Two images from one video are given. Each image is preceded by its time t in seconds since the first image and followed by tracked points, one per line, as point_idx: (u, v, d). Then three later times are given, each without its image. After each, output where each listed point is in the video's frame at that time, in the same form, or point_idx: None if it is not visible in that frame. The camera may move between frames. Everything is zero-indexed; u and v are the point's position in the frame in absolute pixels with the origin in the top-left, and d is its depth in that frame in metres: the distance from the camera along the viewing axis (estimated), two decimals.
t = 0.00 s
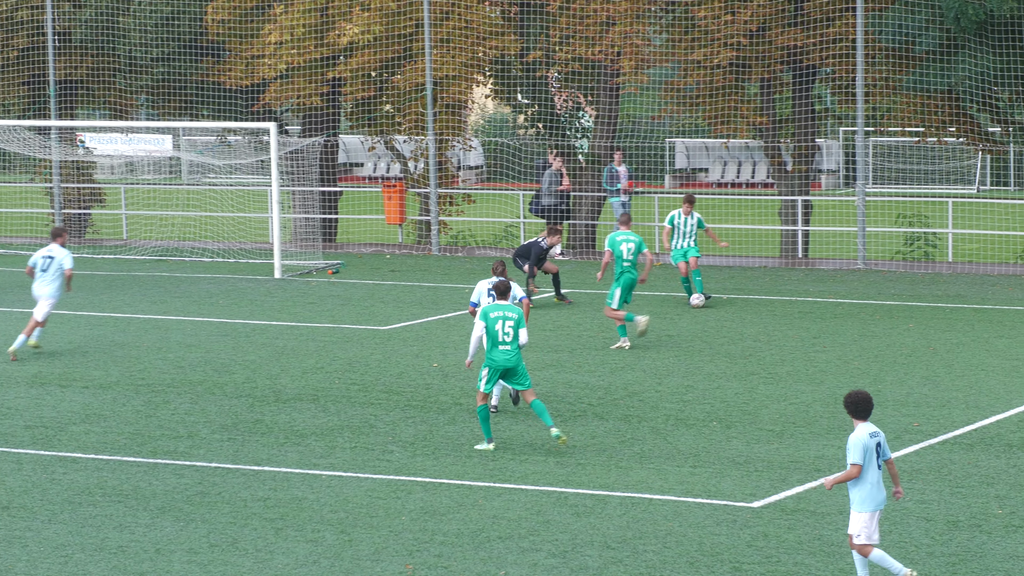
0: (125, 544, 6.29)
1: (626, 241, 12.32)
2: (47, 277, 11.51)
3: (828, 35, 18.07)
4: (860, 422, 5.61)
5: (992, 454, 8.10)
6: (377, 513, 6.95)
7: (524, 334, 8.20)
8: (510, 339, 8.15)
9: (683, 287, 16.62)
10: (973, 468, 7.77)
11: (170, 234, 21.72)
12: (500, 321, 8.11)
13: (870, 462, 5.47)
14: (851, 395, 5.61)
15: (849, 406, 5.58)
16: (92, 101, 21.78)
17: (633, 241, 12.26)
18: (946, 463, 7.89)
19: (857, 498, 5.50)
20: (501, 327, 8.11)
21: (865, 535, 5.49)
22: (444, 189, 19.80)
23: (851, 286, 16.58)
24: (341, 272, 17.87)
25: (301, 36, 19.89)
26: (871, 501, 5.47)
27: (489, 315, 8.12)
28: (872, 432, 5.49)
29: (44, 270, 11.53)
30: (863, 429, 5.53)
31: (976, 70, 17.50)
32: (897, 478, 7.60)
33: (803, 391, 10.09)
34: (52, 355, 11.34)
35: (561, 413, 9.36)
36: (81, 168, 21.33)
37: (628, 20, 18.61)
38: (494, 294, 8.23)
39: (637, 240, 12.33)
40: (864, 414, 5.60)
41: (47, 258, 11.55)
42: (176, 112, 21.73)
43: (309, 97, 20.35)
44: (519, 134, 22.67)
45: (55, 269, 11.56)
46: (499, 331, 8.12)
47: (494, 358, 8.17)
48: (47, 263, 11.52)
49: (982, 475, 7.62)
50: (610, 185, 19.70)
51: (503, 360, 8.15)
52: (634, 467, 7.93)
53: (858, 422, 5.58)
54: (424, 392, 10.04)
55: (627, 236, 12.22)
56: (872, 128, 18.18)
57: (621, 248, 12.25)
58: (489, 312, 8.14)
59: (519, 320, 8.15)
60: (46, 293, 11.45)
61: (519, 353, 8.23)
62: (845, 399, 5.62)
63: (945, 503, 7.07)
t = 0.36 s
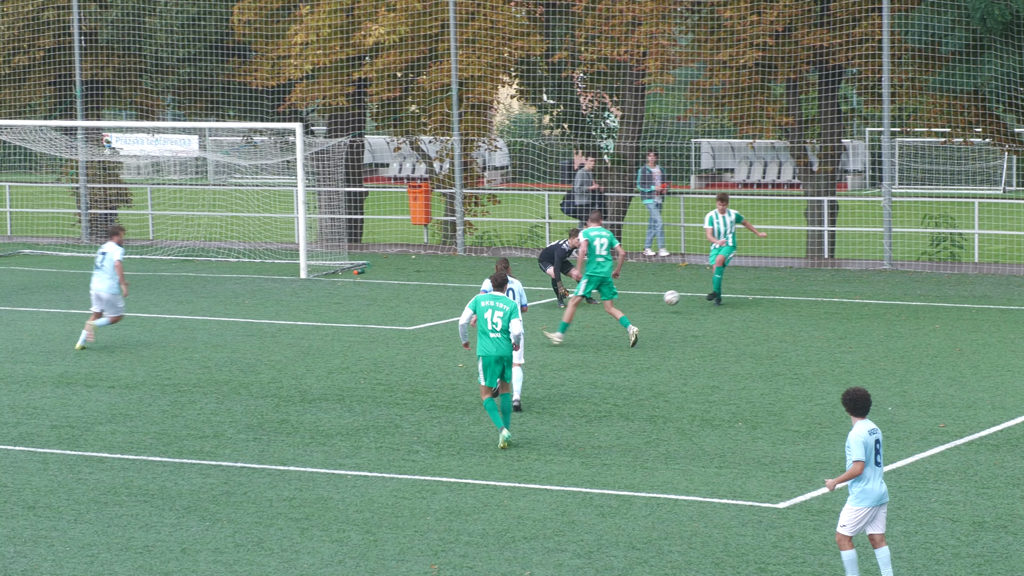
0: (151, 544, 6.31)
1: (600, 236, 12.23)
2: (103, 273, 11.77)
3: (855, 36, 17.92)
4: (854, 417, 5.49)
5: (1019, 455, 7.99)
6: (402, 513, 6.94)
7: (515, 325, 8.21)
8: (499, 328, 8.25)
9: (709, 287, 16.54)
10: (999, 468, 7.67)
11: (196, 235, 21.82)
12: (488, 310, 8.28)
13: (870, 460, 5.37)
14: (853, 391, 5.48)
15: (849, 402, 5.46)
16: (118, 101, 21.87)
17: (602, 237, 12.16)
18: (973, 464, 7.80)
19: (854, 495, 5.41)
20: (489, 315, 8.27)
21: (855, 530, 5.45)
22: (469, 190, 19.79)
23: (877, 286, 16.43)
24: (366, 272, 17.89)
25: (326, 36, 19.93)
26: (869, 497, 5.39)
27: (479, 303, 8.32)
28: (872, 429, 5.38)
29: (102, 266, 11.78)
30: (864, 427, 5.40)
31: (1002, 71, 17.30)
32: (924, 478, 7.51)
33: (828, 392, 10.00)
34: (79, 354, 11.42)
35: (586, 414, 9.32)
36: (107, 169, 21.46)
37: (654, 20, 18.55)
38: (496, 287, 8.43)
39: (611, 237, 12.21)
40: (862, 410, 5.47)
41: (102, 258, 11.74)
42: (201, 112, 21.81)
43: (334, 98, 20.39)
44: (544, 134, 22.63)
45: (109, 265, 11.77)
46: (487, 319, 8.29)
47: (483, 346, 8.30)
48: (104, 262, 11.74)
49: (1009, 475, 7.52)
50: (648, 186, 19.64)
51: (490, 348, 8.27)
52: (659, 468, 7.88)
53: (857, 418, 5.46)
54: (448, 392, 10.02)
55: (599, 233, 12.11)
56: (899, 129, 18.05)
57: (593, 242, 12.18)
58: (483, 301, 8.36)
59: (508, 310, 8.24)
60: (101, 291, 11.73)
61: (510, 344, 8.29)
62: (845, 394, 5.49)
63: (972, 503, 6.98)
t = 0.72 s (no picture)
0: (179, 543, 6.33)
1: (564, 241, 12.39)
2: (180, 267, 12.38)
3: (883, 35, 17.81)
4: (846, 422, 5.58)
5: None
6: (429, 512, 6.92)
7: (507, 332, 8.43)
8: (493, 334, 8.35)
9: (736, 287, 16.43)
10: None
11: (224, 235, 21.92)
12: (483, 316, 8.36)
13: (861, 464, 5.45)
14: (844, 396, 5.57)
15: (842, 406, 5.54)
16: (146, 101, 22.10)
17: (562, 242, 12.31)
18: (1002, 465, 7.69)
19: (846, 498, 5.46)
20: (485, 321, 8.34)
21: (845, 532, 5.50)
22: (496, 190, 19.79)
23: (905, 286, 16.28)
24: (393, 272, 17.90)
25: (353, 36, 19.96)
26: (859, 501, 5.45)
27: (473, 310, 8.38)
28: (864, 433, 5.46)
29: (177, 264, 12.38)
30: (855, 430, 5.48)
31: None
32: (954, 479, 7.41)
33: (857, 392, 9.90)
34: (108, 353, 11.49)
35: (613, 414, 9.27)
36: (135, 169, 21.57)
37: (681, 20, 18.47)
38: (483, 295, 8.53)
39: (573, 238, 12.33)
40: (855, 415, 5.55)
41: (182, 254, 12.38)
42: (229, 111, 21.88)
43: (361, 97, 20.46)
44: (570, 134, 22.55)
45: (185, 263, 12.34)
46: (481, 325, 8.34)
47: (475, 351, 8.33)
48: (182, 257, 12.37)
49: None
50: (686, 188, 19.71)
51: (484, 354, 8.31)
52: (687, 468, 7.82)
53: (849, 423, 5.54)
54: (475, 392, 10.00)
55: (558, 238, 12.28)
56: (925, 129, 17.88)
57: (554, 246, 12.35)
58: (475, 308, 8.42)
59: (503, 317, 8.40)
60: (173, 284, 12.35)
61: (500, 351, 8.40)
62: (837, 399, 5.57)
63: (1001, 504, 6.88)
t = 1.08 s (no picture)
0: (208, 541, 6.35)
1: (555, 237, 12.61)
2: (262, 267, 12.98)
3: (913, 35, 17.58)
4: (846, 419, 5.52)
5: None
6: (458, 512, 6.91)
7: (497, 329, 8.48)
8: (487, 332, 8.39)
9: (765, 287, 16.32)
10: None
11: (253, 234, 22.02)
12: (474, 314, 8.40)
13: (860, 461, 5.41)
14: (844, 392, 5.51)
15: (840, 402, 5.49)
16: (176, 101, 22.18)
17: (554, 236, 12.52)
18: None
19: (847, 496, 5.43)
20: (477, 319, 8.38)
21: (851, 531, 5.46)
22: (525, 189, 19.72)
23: (936, 286, 16.10)
24: (421, 272, 17.92)
25: (383, 36, 19.99)
26: (861, 499, 5.41)
27: (463, 310, 8.40)
28: (862, 430, 5.41)
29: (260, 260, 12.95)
30: (853, 428, 5.43)
31: None
32: (984, 480, 7.32)
33: (886, 392, 9.80)
34: (138, 353, 11.56)
35: (642, 414, 9.22)
36: (166, 168, 21.72)
37: (711, 20, 18.37)
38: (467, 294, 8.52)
39: (566, 234, 12.51)
40: (855, 411, 5.48)
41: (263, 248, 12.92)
42: (258, 111, 21.97)
43: (390, 97, 20.49)
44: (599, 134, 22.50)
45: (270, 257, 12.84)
46: (474, 324, 8.36)
47: (467, 350, 8.36)
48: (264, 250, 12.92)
49: None
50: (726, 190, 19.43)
51: (478, 352, 8.34)
52: (716, 468, 7.76)
53: (849, 419, 5.50)
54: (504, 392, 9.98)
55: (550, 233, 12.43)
56: (957, 128, 17.70)
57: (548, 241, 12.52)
58: (465, 308, 8.44)
59: (492, 315, 8.46)
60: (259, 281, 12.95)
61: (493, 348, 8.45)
62: (837, 396, 5.52)
63: None
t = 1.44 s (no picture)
0: (236, 540, 6.37)
1: (548, 237, 13.16)
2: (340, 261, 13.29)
3: (941, 34, 17.39)
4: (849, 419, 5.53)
5: None
6: (484, 511, 6.89)
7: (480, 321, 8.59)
8: (471, 326, 8.49)
9: (793, 286, 16.20)
10: None
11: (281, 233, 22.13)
12: (455, 312, 8.50)
13: (858, 460, 5.42)
14: (843, 392, 5.53)
15: (838, 402, 5.51)
16: (204, 100, 22.29)
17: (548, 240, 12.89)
18: None
19: (848, 495, 5.44)
20: (459, 316, 8.48)
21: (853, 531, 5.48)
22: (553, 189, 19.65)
23: (964, 286, 15.94)
24: (448, 272, 17.93)
25: (411, 36, 19.99)
26: (861, 499, 5.41)
27: (443, 310, 8.52)
28: (861, 429, 5.42)
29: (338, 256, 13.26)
30: (851, 428, 5.44)
31: None
32: (1013, 480, 7.22)
33: (914, 392, 9.69)
34: (166, 352, 11.63)
35: (669, 414, 9.16)
36: (193, 168, 21.88)
37: (738, 20, 18.26)
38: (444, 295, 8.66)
39: (557, 234, 13.10)
40: (857, 410, 5.47)
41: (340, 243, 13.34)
42: (286, 111, 22.08)
43: (418, 97, 20.50)
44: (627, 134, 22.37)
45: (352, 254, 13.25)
46: (457, 321, 8.47)
47: (456, 347, 8.45)
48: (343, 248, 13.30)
49: None
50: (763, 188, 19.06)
51: (469, 347, 8.44)
52: (743, 468, 7.70)
53: (849, 419, 5.51)
54: (531, 391, 9.95)
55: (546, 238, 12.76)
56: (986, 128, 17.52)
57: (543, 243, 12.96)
58: (445, 309, 8.53)
59: (473, 308, 8.57)
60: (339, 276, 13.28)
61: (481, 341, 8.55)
62: (836, 396, 5.55)
63: None
